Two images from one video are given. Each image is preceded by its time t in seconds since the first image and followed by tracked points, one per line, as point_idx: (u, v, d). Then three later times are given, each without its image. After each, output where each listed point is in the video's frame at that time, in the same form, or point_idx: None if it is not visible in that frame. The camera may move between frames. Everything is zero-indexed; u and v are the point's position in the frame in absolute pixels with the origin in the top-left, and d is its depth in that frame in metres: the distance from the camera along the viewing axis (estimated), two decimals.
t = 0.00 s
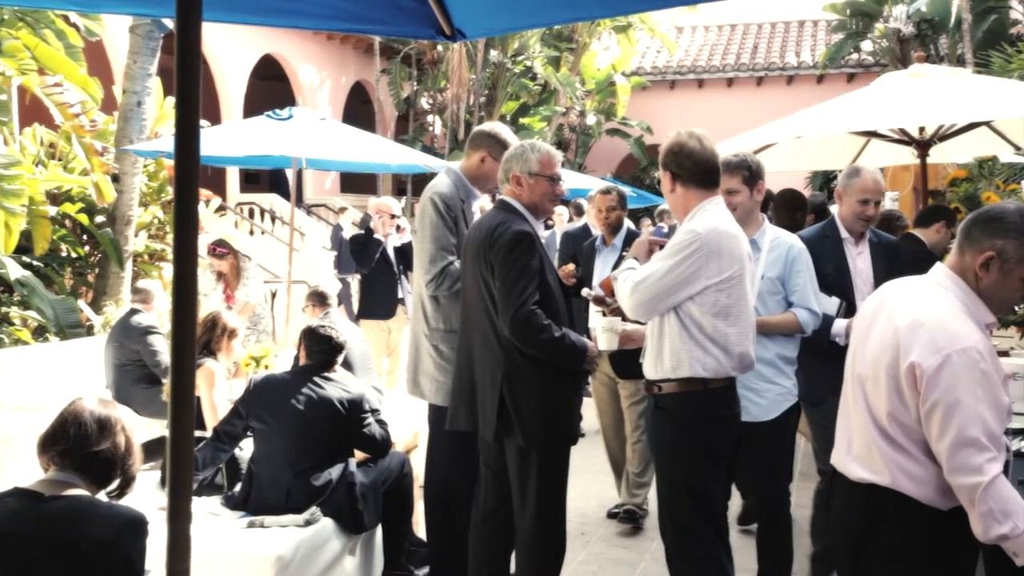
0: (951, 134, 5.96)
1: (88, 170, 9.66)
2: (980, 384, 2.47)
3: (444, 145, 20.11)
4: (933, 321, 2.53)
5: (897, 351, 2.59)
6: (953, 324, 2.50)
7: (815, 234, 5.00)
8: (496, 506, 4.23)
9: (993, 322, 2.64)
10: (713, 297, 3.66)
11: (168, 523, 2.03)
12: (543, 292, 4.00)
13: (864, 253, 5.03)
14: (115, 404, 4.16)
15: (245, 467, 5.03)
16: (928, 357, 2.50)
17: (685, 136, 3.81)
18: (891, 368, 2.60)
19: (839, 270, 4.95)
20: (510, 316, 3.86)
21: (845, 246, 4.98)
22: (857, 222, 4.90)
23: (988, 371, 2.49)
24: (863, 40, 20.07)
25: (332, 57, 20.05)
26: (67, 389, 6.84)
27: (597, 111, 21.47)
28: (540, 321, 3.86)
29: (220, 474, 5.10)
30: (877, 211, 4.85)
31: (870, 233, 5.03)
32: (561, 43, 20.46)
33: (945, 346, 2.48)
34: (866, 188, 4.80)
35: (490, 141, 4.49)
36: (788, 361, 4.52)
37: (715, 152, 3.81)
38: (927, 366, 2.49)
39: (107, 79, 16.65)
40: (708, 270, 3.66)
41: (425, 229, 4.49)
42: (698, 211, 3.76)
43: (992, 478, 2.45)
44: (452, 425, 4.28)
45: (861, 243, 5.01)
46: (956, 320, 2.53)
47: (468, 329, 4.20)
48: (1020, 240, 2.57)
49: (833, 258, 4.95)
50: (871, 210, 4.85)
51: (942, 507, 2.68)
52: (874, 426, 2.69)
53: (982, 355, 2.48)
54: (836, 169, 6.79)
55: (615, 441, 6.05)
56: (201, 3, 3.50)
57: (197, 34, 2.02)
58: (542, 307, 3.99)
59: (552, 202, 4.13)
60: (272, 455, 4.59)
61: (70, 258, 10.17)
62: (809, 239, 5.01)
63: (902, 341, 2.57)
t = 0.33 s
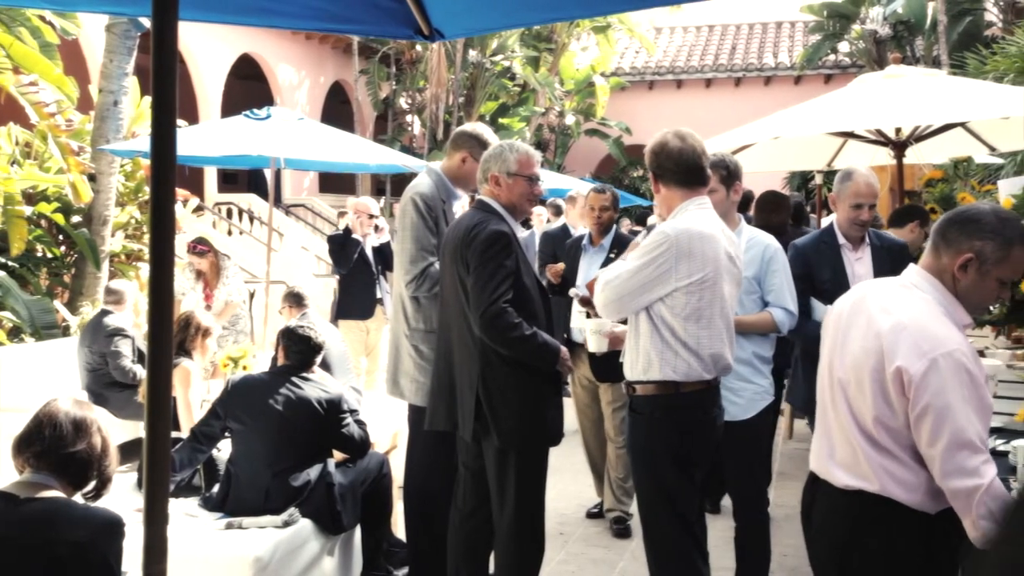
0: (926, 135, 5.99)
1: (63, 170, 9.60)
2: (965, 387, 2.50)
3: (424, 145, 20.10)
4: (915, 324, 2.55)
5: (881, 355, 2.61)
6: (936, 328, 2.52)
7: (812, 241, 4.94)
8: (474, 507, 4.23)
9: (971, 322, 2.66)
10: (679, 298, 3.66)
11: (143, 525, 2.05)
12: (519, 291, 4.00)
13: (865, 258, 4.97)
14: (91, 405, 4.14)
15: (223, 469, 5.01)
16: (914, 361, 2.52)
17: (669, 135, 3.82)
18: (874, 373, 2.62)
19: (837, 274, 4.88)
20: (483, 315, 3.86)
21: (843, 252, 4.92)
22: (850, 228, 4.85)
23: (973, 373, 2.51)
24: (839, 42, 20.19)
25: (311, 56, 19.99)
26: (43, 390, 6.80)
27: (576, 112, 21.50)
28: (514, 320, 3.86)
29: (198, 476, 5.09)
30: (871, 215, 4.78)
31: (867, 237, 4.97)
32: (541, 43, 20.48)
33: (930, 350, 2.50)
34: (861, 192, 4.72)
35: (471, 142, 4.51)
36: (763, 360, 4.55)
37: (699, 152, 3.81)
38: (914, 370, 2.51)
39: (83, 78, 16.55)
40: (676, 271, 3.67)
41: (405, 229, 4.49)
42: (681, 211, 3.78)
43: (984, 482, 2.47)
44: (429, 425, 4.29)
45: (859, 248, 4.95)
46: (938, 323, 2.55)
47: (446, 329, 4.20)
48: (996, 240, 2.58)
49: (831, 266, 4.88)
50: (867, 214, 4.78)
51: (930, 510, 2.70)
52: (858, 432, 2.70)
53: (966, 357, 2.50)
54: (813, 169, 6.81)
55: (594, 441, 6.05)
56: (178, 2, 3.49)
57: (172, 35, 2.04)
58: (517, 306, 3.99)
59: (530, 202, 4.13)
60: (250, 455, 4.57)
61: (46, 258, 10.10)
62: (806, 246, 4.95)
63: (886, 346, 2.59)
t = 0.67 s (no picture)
0: (903, 136, 6.03)
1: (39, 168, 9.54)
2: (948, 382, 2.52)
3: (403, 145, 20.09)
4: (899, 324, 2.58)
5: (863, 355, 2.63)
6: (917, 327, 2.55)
7: (796, 241, 4.95)
8: (454, 507, 4.22)
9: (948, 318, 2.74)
10: (666, 301, 3.67)
11: (120, 527, 2.06)
12: (496, 291, 4.00)
13: (853, 254, 4.88)
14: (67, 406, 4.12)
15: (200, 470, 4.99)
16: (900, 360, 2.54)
17: (652, 133, 3.83)
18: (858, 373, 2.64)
19: (820, 274, 4.88)
20: (461, 315, 3.86)
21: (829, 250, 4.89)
22: (833, 227, 4.83)
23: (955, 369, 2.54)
24: (817, 43, 20.22)
25: (290, 56, 19.92)
26: (20, 391, 6.75)
27: (556, 112, 21.52)
28: (492, 320, 3.86)
29: (175, 478, 5.06)
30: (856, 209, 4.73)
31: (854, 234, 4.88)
32: (520, 43, 20.49)
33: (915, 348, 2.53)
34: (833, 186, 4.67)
35: (451, 141, 4.52)
36: (740, 360, 4.57)
37: (683, 151, 3.82)
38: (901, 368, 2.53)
39: (59, 77, 16.43)
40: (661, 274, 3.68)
41: (385, 229, 4.49)
42: (666, 212, 3.79)
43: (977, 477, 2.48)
44: (407, 425, 4.28)
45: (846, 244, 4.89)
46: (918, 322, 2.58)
47: (423, 329, 4.19)
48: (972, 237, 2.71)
49: (814, 266, 4.90)
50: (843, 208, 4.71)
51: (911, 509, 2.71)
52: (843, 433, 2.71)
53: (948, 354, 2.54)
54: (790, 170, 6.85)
55: (572, 440, 6.05)
56: (156, 1, 3.47)
57: (149, 38, 2.04)
58: (494, 306, 3.99)
59: (508, 202, 4.14)
60: (228, 456, 4.55)
61: (22, 258, 10.03)
62: (793, 246, 4.96)
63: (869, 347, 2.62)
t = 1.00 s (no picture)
0: (882, 137, 6.07)
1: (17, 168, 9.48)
2: (929, 380, 2.54)
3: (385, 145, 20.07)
4: (880, 323, 2.57)
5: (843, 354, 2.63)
6: (897, 323, 2.57)
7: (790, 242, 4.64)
8: (433, 509, 4.22)
9: (923, 317, 2.78)
10: (662, 304, 3.58)
11: (99, 527, 2.05)
12: (478, 292, 4.00)
13: (843, 260, 4.52)
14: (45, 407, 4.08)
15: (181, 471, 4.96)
16: (881, 359, 2.54)
17: (637, 133, 3.84)
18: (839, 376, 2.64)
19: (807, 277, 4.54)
20: (442, 317, 3.85)
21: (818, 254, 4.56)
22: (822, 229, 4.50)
23: (935, 366, 2.55)
24: (797, 44, 20.28)
25: (270, 55, 19.86)
26: None
27: (537, 112, 21.51)
28: (473, 322, 3.85)
29: (154, 479, 5.05)
30: (845, 211, 4.38)
31: (846, 240, 4.52)
32: (501, 44, 20.50)
33: (895, 346, 2.53)
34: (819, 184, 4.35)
35: (434, 142, 4.51)
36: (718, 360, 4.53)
37: (666, 152, 3.85)
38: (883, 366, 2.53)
39: (37, 76, 16.33)
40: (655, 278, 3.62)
41: (367, 230, 4.48)
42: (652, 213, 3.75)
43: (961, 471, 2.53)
44: (388, 426, 4.28)
45: (836, 249, 4.53)
46: (899, 318, 2.59)
47: (404, 328, 4.18)
48: (946, 236, 2.74)
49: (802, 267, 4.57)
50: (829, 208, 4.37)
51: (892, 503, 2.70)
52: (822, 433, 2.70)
53: (928, 350, 2.55)
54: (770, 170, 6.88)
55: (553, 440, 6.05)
56: None
57: (127, 37, 2.04)
58: (474, 306, 3.99)
59: (491, 204, 4.14)
60: (207, 457, 4.53)
61: None
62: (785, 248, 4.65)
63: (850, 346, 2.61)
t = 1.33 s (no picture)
0: (862, 137, 6.10)
1: None
2: (892, 372, 2.59)
3: (366, 146, 20.03)
4: (849, 313, 2.65)
5: (815, 341, 2.70)
6: (869, 314, 2.63)
7: (787, 235, 4.55)
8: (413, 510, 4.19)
9: (893, 309, 2.80)
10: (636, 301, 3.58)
11: (78, 529, 2.02)
12: (460, 293, 3.99)
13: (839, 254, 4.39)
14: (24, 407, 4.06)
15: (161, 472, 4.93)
16: (848, 345, 2.62)
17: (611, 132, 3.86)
18: (810, 364, 2.71)
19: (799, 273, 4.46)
20: (427, 317, 3.83)
21: (814, 248, 4.46)
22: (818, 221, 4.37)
23: (901, 360, 2.60)
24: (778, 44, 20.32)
25: (250, 55, 19.78)
26: None
27: (518, 112, 21.51)
28: (457, 322, 3.83)
29: (135, 480, 5.02)
30: (840, 202, 4.25)
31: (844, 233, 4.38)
32: (483, 43, 20.51)
33: (863, 333, 2.60)
34: (814, 173, 4.25)
35: (416, 141, 4.49)
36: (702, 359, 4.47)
37: (639, 151, 3.86)
38: (849, 351, 2.61)
39: (16, 75, 16.21)
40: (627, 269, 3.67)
41: (349, 229, 4.49)
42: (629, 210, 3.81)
43: (912, 457, 2.57)
44: (368, 427, 4.26)
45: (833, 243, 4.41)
46: (868, 311, 2.66)
47: (386, 327, 4.17)
48: (912, 228, 2.75)
49: (796, 264, 4.48)
50: (822, 198, 4.24)
51: (865, 496, 2.76)
52: (795, 419, 2.77)
53: (897, 342, 2.61)
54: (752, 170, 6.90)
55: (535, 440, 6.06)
56: None
57: (106, 37, 2.02)
58: (458, 306, 3.98)
59: (474, 204, 4.14)
60: (188, 458, 4.52)
61: None
62: (781, 242, 4.56)
63: (820, 335, 2.68)
